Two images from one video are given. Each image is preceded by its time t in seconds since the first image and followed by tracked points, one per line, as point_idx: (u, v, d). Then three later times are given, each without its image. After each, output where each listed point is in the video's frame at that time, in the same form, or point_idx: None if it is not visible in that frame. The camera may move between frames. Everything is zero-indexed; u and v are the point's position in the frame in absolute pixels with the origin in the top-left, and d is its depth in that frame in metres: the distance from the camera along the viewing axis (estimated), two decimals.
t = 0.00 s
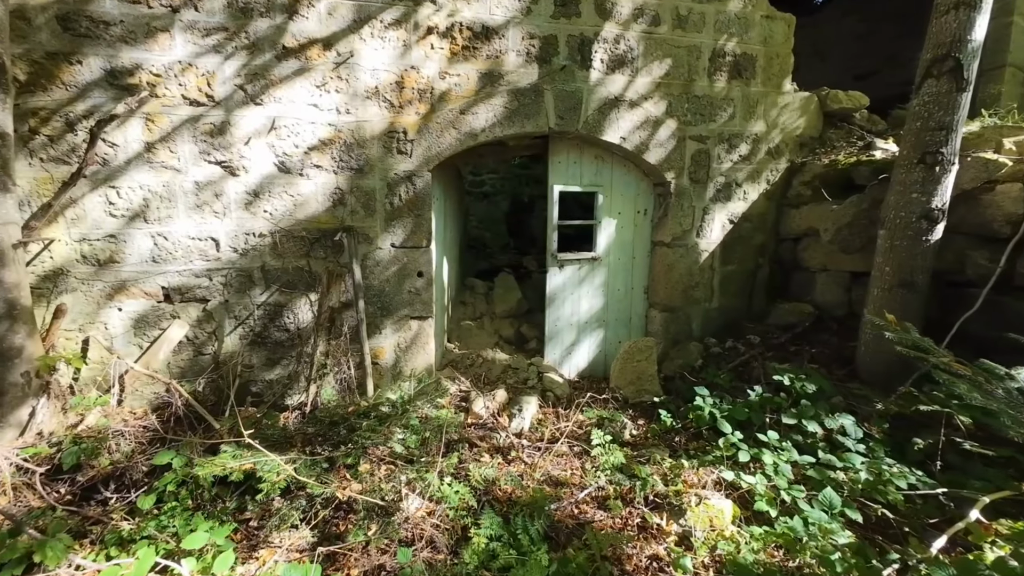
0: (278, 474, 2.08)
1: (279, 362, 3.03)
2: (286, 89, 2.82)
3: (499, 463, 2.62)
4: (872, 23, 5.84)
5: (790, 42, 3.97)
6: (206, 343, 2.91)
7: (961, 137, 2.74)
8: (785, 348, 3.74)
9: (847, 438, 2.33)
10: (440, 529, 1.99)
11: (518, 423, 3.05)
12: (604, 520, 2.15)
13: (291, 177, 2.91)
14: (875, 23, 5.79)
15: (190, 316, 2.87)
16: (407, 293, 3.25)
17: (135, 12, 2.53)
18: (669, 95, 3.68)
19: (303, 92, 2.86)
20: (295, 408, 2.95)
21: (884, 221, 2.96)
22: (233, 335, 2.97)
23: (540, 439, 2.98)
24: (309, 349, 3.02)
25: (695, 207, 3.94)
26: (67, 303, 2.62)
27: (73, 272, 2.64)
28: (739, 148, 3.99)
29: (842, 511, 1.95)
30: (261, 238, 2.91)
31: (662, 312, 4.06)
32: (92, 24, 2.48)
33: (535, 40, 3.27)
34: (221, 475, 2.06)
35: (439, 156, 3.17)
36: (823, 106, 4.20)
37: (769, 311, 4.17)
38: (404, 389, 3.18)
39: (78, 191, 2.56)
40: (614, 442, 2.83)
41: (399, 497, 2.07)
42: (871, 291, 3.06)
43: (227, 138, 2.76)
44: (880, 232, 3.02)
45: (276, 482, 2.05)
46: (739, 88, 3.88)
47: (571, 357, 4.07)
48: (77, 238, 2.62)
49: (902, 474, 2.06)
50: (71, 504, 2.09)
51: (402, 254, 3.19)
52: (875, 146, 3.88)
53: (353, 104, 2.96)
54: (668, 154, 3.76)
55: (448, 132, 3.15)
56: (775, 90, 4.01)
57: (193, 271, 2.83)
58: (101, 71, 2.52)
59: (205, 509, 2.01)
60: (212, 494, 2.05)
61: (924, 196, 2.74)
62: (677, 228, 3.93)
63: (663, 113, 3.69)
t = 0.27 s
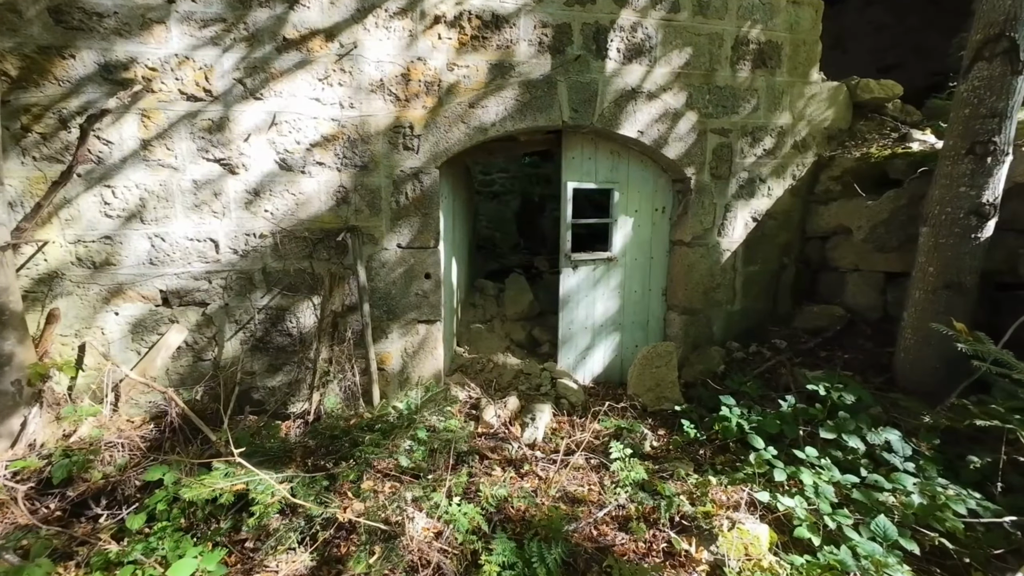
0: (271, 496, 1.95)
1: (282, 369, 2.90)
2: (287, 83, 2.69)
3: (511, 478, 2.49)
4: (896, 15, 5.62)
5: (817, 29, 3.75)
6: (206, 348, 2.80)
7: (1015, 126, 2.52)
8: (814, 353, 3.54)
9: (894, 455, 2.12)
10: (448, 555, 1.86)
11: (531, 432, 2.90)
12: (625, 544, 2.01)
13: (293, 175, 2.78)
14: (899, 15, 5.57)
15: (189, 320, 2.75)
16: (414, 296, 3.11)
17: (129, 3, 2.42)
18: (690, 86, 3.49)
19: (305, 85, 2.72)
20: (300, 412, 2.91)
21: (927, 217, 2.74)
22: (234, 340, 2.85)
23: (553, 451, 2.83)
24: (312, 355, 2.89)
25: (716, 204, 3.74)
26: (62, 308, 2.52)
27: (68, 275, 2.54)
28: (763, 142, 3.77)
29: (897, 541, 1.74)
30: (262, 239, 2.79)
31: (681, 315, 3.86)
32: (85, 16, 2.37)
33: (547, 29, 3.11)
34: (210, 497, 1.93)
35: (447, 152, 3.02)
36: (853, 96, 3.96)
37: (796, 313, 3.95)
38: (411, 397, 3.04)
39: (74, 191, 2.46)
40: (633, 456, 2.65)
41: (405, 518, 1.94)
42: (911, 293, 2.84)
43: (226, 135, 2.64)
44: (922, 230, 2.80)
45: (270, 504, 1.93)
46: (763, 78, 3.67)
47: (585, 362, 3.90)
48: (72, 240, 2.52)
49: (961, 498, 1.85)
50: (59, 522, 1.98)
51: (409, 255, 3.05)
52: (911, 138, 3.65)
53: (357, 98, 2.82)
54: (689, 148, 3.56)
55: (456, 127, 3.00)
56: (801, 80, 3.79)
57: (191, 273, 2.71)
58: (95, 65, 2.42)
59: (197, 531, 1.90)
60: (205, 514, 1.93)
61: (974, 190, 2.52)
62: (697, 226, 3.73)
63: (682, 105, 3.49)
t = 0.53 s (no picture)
0: (256, 521, 1.83)
1: (278, 376, 2.77)
2: (281, 75, 2.55)
3: (519, 492, 2.35)
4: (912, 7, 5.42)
5: (838, 16, 3.56)
6: (198, 356, 2.66)
7: None
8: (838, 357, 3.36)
9: (937, 471, 1.95)
10: None
11: (540, 443, 2.77)
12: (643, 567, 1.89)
13: (288, 172, 2.65)
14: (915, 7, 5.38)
15: (180, 326, 2.62)
16: (415, 299, 2.97)
17: None
18: (704, 77, 3.32)
19: (300, 78, 2.58)
20: (298, 420, 2.78)
21: (964, 213, 2.56)
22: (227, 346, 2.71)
23: (563, 462, 2.68)
24: (310, 362, 2.75)
25: (733, 201, 3.57)
26: (46, 313, 2.40)
27: (53, 279, 2.41)
28: (781, 135, 3.59)
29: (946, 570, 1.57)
30: (256, 240, 2.65)
31: (696, 317, 3.69)
32: (67, 5, 2.24)
33: (555, 17, 2.95)
34: (189, 524, 1.78)
35: (450, 148, 2.87)
36: (875, 86, 3.77)
37: (816, 314, 3.77)
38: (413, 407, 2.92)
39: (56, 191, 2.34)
40: (650, 469, 2.50)
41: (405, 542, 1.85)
42: (945, 293, 2.66)
43: (217, 130, 2.51)
44: (958, 226, 2.61)
45: (255, 532, 1.80)
46: (782, 67, 3.49)
47: (596, 367, 3.74)
48: (56, 242, 2.39)
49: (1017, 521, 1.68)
50: (35, 544, 1.85)
51: (410, 256, 2.91)
52: (939, 130, 3.47)
53: (355, 91, 2.68)
54: (703, 142, 3.39)
55: (460, 120, 2.85)
56: (821, 70, 3.61)
57: (182, 277, 2.58)
58: (78, 57, 2.29)
59: (178, 559, 1.77)
60: (188, 538, 1.80)
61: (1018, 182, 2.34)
62: (712, 224, 3.56)
63: (697, 97, 3.33)
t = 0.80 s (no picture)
0: (233, 554, 1.70)
1: (268, 384, 2.62)
2: (270, 65, 2.40)
3: (526, 509, 2.21)
4: None
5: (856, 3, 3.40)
6: (183, 363, 2.51)
7: None
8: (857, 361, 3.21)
9: (981, 491, 1.79)
10: None
11: (546, 455, 2.62)
12: None
13: (277, 168, 2.50)
14: None
15: (164, 331, 2.47)
16: (413, 302, 2.82)
17: None
18: (717, 67, 3.16)
19: (289, 68, 2.43)
20: (289, 430, 2.63)
21: (997, 209, 2.40)
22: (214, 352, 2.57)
23: (569, 475, 2.54)
24: (302, 369, 2.61)
25: (746, 198, 3.41)
26: (20, 319, 2.25)
27: (27, 282, 2.27)
28: (796, 129, 3.43)
29: None
30: (244, 240, 2.50)
31: (707, 319, 3.54)
32: None
33: (560, 4, 2.80)
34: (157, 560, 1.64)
35: (449, 142, 2.72)
36: (894, 78, 3.61)
37: (832, 316, 3.61)
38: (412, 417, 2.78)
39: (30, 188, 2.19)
40: (664, 484, 2.35)
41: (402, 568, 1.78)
42: (977, 295, 2.50)
43: (201, 124, 2.36)
44: (991, 223, 2.45)
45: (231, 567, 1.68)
46: (797, 57, 3.33)
47: (602, 371, 3.58)
48: (30, 243, 2.25)
49: None
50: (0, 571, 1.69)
51: (408, 257, 2.77)
52: (964, 122, 3.30)
53: (349, 82, 2.53)
54: (715, 136, 3.23)
55: (460, 113, 2.70)
56: (838, 60, 3.45)
57: (165, 279, 2.43)
58: (51, 45, 2.14)
59: None
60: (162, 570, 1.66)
61: None
62: (724, 222, 3.40)
63: (709, 89, 3.17)
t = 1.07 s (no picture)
0: None
1: (255, 393, 2.47)
2: (255, 53, 2.25)
3: (531, 526, 2.07)
4: None
5: None
6: (164, 371, 2.36)
7: None
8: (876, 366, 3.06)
9: None
10: None
11: (549, 467, 2.48)
12: None
13: (264, 163, 2.34)
14: None
15: (143, 337, 2.32)
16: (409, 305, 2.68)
17: None
18: (729, 58, 3.01)
19: (276, 56, 2.28)
20: (277, 441, 2.48)
21: None
22: (198, 359, 2.42)
23: (575, 488, 2.39)
24: (292, 376, 2.46)
25: (758, 195, 3.26)
26: None
27: None
28: (811, 122, 3.28)
29: None
30: (229, 240, 2.35)
31: (717, 322, 3.38)
32: None
33: None
34: None
35: (447, 136, 2.57)
36: (913, 69, 3.45)
37: (848, 319, 3.46)
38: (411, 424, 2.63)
39: None
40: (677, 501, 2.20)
41: None
42: (1010, 298, 2.35)
43: (181, 115, 2.20)
44: None
45: None
46: (812, 48, 3.18)
47: (608, 377, 3.43)
48: None
49: None
50: None
51: (404, 258, 2.62)
52: (989, 114, 3.14)
53: (340, 71, 2.37)
54: (727, 130, 3.08)
55: (458, 105, 2.55)
56: (855, 51, 3.29)
57: (144, 282, 2.28)
58: (18, 30, 1.99)
59: None
60: None
61: None
62: (736, 221, 3.25)
63: (720, 80, 3.02)
